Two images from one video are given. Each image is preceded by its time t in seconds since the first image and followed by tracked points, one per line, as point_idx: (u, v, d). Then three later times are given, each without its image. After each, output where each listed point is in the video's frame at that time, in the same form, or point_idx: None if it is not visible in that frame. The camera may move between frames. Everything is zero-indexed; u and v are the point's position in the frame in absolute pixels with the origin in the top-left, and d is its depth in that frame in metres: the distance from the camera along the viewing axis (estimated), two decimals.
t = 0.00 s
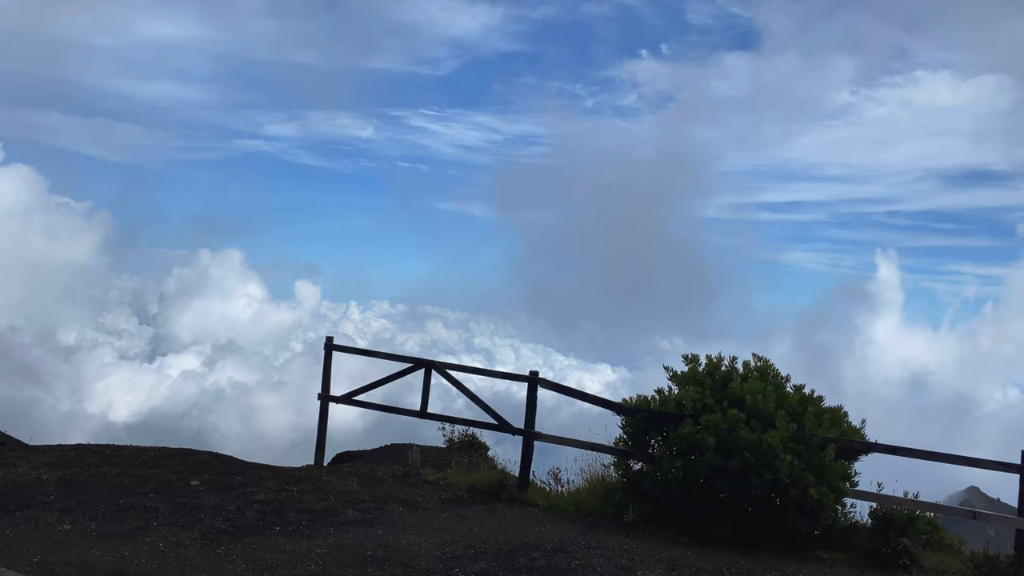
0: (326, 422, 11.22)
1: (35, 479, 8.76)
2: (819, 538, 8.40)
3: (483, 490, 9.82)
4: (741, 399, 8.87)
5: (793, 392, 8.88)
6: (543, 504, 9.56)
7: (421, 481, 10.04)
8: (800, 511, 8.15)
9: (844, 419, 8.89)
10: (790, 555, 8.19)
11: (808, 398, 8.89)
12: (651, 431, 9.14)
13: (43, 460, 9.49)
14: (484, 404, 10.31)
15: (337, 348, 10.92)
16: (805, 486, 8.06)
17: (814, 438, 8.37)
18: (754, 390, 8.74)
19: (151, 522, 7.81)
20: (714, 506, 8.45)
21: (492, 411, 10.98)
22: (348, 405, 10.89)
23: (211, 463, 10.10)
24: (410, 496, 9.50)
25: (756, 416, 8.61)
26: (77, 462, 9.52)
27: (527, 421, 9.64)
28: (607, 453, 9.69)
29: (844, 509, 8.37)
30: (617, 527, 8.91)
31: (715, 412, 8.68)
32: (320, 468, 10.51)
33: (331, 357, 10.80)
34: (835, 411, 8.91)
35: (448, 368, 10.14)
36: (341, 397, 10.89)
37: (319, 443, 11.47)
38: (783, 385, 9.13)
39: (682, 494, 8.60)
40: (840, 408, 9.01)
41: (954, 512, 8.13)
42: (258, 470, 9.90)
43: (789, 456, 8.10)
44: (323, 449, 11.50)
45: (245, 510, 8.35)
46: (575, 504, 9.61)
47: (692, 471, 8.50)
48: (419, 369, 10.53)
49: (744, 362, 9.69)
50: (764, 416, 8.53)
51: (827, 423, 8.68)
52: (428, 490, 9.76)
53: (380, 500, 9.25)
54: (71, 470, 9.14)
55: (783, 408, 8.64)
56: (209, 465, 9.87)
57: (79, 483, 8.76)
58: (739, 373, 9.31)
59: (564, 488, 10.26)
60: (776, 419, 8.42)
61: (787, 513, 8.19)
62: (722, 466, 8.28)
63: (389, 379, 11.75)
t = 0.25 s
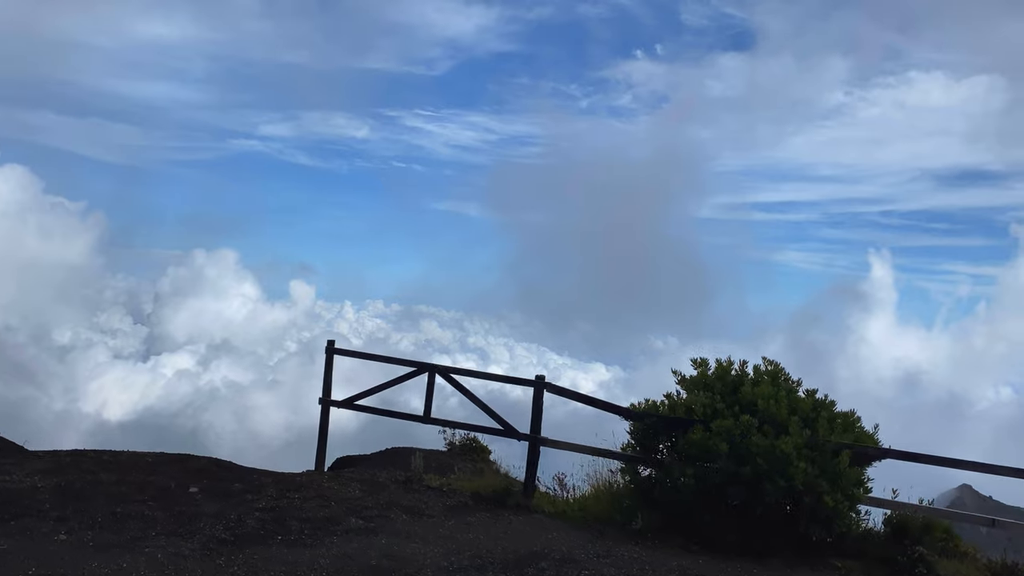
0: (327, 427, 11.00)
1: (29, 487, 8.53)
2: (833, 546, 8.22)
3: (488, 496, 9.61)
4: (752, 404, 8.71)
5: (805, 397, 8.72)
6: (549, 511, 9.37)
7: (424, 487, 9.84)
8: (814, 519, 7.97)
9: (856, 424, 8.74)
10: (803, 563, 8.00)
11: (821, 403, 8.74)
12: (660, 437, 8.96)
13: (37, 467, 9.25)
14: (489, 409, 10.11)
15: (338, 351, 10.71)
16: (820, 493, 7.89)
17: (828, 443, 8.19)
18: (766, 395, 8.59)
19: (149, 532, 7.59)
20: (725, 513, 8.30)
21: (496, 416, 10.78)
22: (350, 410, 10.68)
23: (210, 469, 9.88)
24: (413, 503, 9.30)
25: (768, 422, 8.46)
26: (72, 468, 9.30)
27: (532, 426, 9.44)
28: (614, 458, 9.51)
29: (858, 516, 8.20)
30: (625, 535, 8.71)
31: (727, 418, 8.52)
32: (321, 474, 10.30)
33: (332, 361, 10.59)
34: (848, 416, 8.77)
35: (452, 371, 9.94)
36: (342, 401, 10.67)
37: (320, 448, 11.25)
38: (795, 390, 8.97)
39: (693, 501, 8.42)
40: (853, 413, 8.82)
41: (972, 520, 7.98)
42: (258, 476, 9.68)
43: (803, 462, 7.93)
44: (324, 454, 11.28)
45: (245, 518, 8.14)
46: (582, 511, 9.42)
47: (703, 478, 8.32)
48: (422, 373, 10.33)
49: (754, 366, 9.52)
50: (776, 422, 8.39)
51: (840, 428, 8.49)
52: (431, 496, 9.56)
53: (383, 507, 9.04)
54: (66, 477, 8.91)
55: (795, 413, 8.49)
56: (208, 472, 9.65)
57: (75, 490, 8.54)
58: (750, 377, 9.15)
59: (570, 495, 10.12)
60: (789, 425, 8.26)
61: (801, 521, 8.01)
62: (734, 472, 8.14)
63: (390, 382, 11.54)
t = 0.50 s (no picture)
0: (325, 430, 10.80)
1: (21, 493, 8.30)
2: (843, 552, 8.10)
3: (490, 501, 9.43)
4: (760, 407, 8.62)
5: (813, 401, 8.62)
6: (553, 517, 9.21)
7: (424, 492, 9.67)
8: (824, 524, 7.86)
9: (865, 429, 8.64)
10: (813, 569, 7.88)
11: (829, 406, 8.64)
12: (665, 441, 8.83)
13: (28, 472, 9.02)
14: (490, 412, 9.95)
15: (337, 353, 10.52)
16: (831, 498, 7.78)
17: (838, 448, 8.10)
18: (775, 399, 8.50)
19: (146, 539, 7.39)
20: (733, 519, 8.17)
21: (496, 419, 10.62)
22: (349, 413, 10.49)
23: (206, 474, 9.67)
24: (414, 508, 9.12)
25: (777, 426, 8.37)
26: (64, 473, 9.07)
27: (535, 430, 9.27)
28: (618, 462, 9.37)
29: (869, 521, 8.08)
30: (631, 540, 8.57)
31: (734, 422, 8.41)
32: (318, 479, 10.10)
33: (330, 363, 10.39)
34: (856, 420, 8.69)
35: (454, 374, 9.79)
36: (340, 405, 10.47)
37: (316, 451, 11.05)
38: (803, 394, 8.86)
39: (700, 506, 8.29)
40: (862, 417, 8.75)
41: (984, 526, 7.89)
42: (254, 481, 9.47)
43: (814, 467, 7.83)
44: (321, 458, 11.08)
45: (244, 525, 7.95)
46: (586, 516, 9.27)
47: (710, 483, 8.20)
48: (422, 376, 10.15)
49: (760, 369, 9.40)
50: (785, 426, 8.31)
51: (850, 433, 8.40)
52: (432, 501, 9.39)
53: (384, 513, 8.86)
54: (58, 483, 8.69)
55: (804, 417, 8.39)
56: (203, 477, 9.43)
57: (68, 496, 8.32)
58: (757, 381, 9.03)
59: (572, 499, 9.94)
60: (799, 429, 8.16)
61: (810, 526, 7.89)
62: (743, 478, 8.01)
63: (388, 385, 11.36)
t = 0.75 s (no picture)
0: (317, 432, 10.60)
1: (6, 498, 8.05)
2: (846, 556, 8.02)
3: (488, 504, 9.29)
4: (762, 409, 8.52)
5: (816, 402, 8.54)
6: (552, 520, 9.07)
7: (420, 495, 9.50)
8: (828, 527, 7.77)
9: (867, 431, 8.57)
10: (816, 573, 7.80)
11: (831, 408, 8.56)
12: (666, 443, 8.72)
13: (14, 476, 8.77)
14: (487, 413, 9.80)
15: (330, 353, 10.33)
16: (835, 501, 7.69)
17: (842, 450, 8.03)
18: (777, 400, 8.41)
19: (138, 546, 7.18)
20: (735, 522, 8.07)
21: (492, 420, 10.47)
22: (342, 415, 10.30)
23: (197, 477, 9.45)
24: (410, 512, 8.95)
25: (780, 428, 8.27)
26: (50, 477, 8.82)
27: (534, 431, 9.13)
28: (617, 464, 9.24)
29: (872, 525, 8.01)
30: (631, 544, 8.45)
31: (737, 424, 8.31)
32: (311, 482, 9.91)
33: (323, 363, 10.20)
34: (858, 423, 8.63)
35: (450, 375, 9.63)
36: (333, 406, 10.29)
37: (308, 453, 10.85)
38: (805, 395, 8.76)
39: (702, 509, 8.18)
40: (864, 419, 8.70)
41: (989, 529, 7.85)
42: (246, 485, 9.27)
43: (819, 470, 7.74)
44: (313, 460, 10.87)
45: (238, 530, 7.75)
46: (585, 519, 9.12)
47: (713, 486, 8.10)
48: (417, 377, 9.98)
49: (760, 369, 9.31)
50: (788, 428, 8.20)
51: (853, 435, 8.33)
52: (428, 505, 9.22)
53: (380, 517, 8.68)
54: (45, 487, 8.44)
55: (807, 419, 8.30)
56: (194, 480, 9.22)
57: (56, 501, 8.08)
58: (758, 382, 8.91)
59: (568, 502, 9.77)
60: (802, 432, 8.07)
61: (814, 530, 7.81)
62: (746, 481, 7.90)
63: (381, 386, 11.18)
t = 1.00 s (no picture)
0: (302, 434, 10.35)
1: None
2: (843, 559, 7.92)
3: (478, 507, 9.12)
4: (758, 410, 8.40)
5: (812, 403, 8.43)
6: (543, 524, 8.90)
7: (408, 498, 9.30)
8: (826, 530, 7.66)
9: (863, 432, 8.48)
10: None
11: (828, 409, 8.45)
12: (660, 445, 8.57)
13: None
14: (476, 415, 9.61)
15: (315, 353, 10.08)
16: (834, 504, 7.59)
17: (840, 451, 7.92)
18: (773, 401, 8.29)
19: (117, 555, 6.91)
20: (732, 525, 7.95)
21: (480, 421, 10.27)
22: (328, 416, 10.06)
23: (178, 482, 9.17)
24: (399, 517, 8.74)
25: (776, 429, 8.15)
26: (25, 483, 8.51)
27: (525, 433, 8.95)
28: (610, 467, 9.09)
29: (870, 527, 7.91)
30: (625, 548, 8.31)
31: (733, 426, 8.19)
32: (296, 485, 9.66)
33: (308, 364, 9.95)
34: (854, 424, 8.53)
35: (439, 376, 9.42)
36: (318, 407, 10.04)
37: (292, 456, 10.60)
38: (800, 396, 8.65)
39: (698, 513, 8.05)
40: (860, 419, 8.61)
41: (986, 530, 7.74)
42: (229, 489, 9.01)
43: (817, 473, 7.63)
44: (297, 463, 10.62)
45: (221, 537, 7.49)
46: (577, 523, 8.96)
47: (709, 489, 7.96)
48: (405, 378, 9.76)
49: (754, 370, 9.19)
50: (785, 429, 8.08)
51: (849, 436, 8.24)
52: (417, 508, 9.02)
53: (367, 522, 8.46)
54: (19, 493, 8.14)
55: (804, 421, 8.19)
56: (175, 485, 8.94)
57: (31, 508, 7.78)
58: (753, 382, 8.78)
59: (559, 503, 9.59)
60: (800, 433, 7.96)
61: (812, 533, 7.70)
62: (744, 483, 7.78)
63: (367, 386, 10.94)
